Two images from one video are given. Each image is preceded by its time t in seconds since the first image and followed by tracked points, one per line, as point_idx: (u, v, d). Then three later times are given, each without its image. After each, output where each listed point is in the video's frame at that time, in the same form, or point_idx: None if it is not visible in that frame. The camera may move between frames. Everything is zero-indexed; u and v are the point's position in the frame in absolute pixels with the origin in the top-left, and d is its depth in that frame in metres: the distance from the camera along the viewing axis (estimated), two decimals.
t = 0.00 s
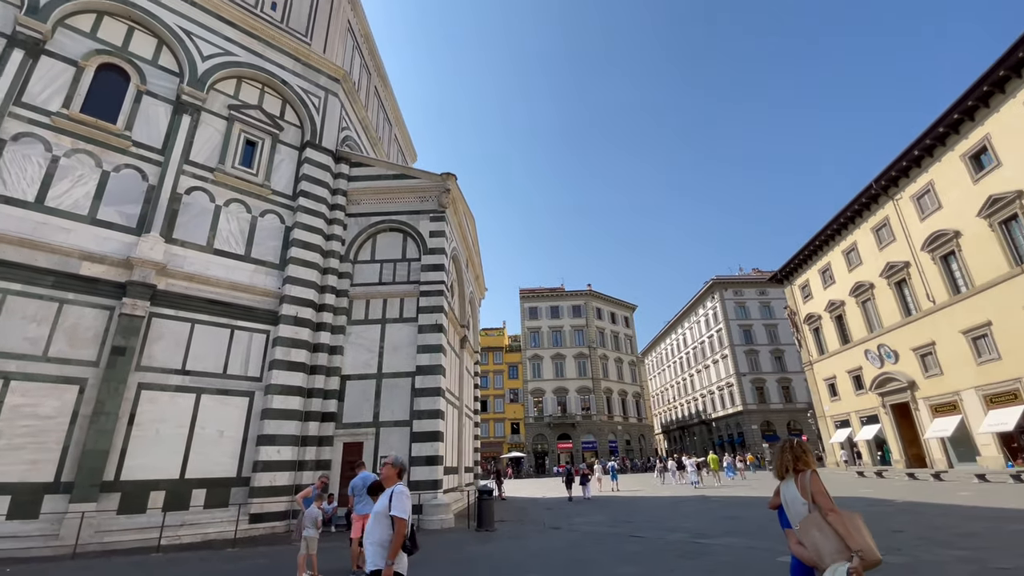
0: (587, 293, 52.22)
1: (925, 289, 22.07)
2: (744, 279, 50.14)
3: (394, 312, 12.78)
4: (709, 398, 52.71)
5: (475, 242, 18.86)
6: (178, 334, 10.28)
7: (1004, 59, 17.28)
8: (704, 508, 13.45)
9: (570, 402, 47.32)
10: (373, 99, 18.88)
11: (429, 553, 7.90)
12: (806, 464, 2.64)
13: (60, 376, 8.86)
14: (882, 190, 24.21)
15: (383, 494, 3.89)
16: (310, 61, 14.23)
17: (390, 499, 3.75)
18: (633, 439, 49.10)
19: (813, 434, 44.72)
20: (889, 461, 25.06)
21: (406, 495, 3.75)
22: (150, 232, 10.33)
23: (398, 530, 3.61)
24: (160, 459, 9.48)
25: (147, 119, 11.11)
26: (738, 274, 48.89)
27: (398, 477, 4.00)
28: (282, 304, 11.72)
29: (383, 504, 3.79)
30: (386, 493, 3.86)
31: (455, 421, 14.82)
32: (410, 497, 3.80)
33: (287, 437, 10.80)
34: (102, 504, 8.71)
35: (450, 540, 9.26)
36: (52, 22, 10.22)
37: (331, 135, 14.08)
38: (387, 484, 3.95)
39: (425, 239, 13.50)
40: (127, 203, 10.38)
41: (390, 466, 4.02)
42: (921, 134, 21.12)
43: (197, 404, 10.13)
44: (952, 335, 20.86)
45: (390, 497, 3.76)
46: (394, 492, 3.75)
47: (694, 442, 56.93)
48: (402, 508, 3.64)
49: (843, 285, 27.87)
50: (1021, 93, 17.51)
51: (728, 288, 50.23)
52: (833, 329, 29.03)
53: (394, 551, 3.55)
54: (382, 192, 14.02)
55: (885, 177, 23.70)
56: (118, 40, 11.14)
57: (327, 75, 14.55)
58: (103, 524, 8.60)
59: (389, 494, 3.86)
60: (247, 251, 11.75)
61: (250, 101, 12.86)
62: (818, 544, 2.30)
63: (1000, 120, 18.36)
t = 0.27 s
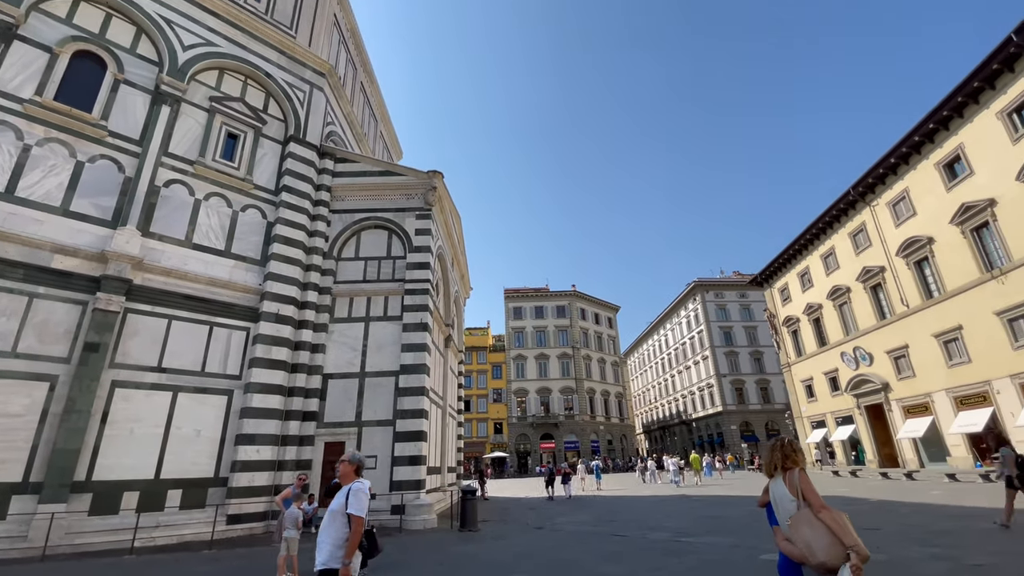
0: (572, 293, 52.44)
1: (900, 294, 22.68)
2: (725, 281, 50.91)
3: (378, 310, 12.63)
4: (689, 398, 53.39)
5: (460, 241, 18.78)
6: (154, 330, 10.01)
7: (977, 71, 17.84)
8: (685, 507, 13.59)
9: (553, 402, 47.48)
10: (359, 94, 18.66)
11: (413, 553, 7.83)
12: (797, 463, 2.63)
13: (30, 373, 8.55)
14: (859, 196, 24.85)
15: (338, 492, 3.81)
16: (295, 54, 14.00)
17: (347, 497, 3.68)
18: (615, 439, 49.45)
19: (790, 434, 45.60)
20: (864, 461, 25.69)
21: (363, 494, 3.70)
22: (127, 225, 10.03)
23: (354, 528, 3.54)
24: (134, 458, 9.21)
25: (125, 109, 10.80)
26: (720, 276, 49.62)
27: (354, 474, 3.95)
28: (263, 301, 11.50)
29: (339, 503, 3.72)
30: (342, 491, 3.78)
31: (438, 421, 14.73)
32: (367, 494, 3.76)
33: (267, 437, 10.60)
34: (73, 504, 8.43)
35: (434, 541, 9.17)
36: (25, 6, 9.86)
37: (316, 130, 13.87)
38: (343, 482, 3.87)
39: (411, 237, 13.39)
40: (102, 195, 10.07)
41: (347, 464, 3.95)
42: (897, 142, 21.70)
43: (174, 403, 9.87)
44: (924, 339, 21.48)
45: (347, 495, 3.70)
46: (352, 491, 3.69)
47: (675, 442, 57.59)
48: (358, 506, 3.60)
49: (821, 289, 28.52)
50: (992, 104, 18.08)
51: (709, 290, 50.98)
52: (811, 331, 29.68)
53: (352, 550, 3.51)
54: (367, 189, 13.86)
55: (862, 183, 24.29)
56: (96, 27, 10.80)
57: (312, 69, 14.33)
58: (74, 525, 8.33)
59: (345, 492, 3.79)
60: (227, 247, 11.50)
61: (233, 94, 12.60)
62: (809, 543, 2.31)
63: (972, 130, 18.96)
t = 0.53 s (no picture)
0: (555, 294, 52.64)
1: (874, 298, 23.33)
2: (705, 284, 51.72)
3: (361, 308, 12.48)
4: (669, 398, 54.07)
5: (445, 239, 18.70)
6: (128, 326, 9.72)
7: (951, 83, 18.44)
8: (665, 506, 13.77)
9: (535, 402, 47.61)
10: (343, 89, 18.42)
11: (395, 553, 7.75)
12: (785, 461, 2.64)
13: None
14: (835, 203, 25.54)
15: (291, 496, 3.79)
16: (279, 47, 13.75)
17: (298, 502, 3.67)
18: (596, 439, 49.75)
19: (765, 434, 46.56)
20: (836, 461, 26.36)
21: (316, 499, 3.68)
22: (100, 217, 9.71)
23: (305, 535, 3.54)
24: (105, 458, 8.93)
25: (100, 97, 10.46)
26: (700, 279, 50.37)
27: (307, 479, 3.92)
28: (242, 297, 11.26)
29: (290, 508, 3.69)
30: (294, 496, 3.76)
31: (421, 420, 14.61)
32: (319, 499, 3.76)
33: (244, 436, 10.38)
34: (40, 505, 8.13)
35: (416, 541, 9.11)
36: None
37: (299, 124, 13.65)
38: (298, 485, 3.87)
39: (395, 235, 13.26)
40: (75, 186, 9.72)
41: (301, 467, 3.93)
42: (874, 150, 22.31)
43: (147, 400, 9.60)
44: (896, 342, 22.12)
45: (299, 500, 3.68)
46: (303, 495, 3.67)
47: (654, 442, 58.28)
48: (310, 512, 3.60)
49: (798, 292, 29.20)
50: (965, 115, 18.72)
51: (689, 292, 51.73)
52: (788, 333, 30.35)
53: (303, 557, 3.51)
54: (350, 184, 13.69)
55: (839, 190, 24.92)
56: (70, 12, 10.42)
57: (296, 62, 14.10)
58: (41, 526, 8.04)
59: (297, 497, 3.76)
60: (206, 241, 11.22)
61: (213, 85, 12.30)
62: (799, 542, 2.33)
63: (945, 140, 19.60)
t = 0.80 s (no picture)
0: (537, 294, 52.77)
1: (846, 303, 24.02)
2: (683, 286, 52.55)
3: (341, 305, 12.29)
4: (646, 399, 54.77)
5: (428, 238, 18.59)
6: (99, 321, 9.40)
7: (924, 95, 19.09)
8: (643, 505, 13.94)
9: (515, 402, 47.69)
10: (326, 83, 18.14)
11: (375, 554, 7.67)
12: (770, 461, 2.70)
13: None
14: (811, 209, 26.25)
15: (234, 497, 3.65)
16: (261, 38, 13.47)
17: (241, 504, 3.55)
18: (574, 438, 49.71)
19: (739, 434, 47.55)
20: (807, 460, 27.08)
21: (260, 500, 3.56)
22: (71, 207, 9.37)
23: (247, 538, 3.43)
24: (73, 457, 8.62)
25: (73, 84, 10.07)
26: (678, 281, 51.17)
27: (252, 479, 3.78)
28: (218, 293, 10.99)
29: (232, 510, 3.56)
30: (237, 498, 3.63)
31: (400, 420, 14.50)
32: (264, 502, 3.66)
33: (219, 434, 10.14)
34: (3, 506, 7.80)
35: (395, 541, 9.03)
36: None
37: (280, 117, 13.40)
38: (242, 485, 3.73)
39: (378, 232, 13.11)
40: (45, 175, 9.35)
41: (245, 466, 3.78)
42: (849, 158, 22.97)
43: (118, 398, 9.30)
44: (867, 345, 22.83)
45: (241, 502, 3.55)
46: (247, 497, 3.56)
47: (632, 441, 58.97)
48: (253, 515, 3.49)
49: (774, 295, 29.91)
50: (936, 127, 19.41)
51: (668, 294, 52.48)
52: (763, 336, 31.05)
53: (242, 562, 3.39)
54: (331, 180, 13.49)
55: (815, 196, 25.59)
56: None
57: (278, 53, 13.83)
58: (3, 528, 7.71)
59: (240, 499, 3.64)
60: (182, 235, 10.92)
61: (192, 75, 11.98)
62: (782, 540, 2.38)
63: (916, 151, 20.29)
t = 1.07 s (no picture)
0: (518, 294, 52.85)
1: (818, 307, 24.74)
2: (661, 288, 53.32)
3: (320, 302, 12.09)
4: (623, 399, 55.40)
5: (409, 235, 18.44)
6: (66, 314, 9.06)
7: (895, 108, 19.77)
8: (620, 503, 14.09)
9: (494, 401, 47.69)
10: (308, 76, 17.83)
11: (353, 554, 7.57)
12: (751, 462, 2.74)
13: None
14: (786, 215, 26.97)
15: (179, 497, 3.52)
16: (241, 27, 13.16)
17: (186, 502, 3.43)
18: (552, 438, 50.04)
19: (713, 434, 48.48)
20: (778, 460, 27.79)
21: (208, 499, 3.47)
22: (39, 196, 9.00)
23: (192, 537, 3.33)
24: (36, 455, 8.29)
25: (43, 68, 9.66)
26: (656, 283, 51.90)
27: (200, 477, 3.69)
28: (192, 288, 10.72)
29: (177, 509, 3.44)
30: (182, 496, 3.51)
31: (379, 419, 14.35)
32: (211, 500, 3.56)
33: (191, 433, 9.89)
34: None
35: (373, 541, 8.94)
36: None
37: (260, 109, 13.13)
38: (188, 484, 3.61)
39: (358, 228, 12.93)
40: (12, 162, 8.96)
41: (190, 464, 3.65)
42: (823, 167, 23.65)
43: (86, 395, 8.98)
44: (837, 349, 23.54)
45: (188, 500, 3.45)
46: (194, 495, 3.45)
47: (608, 441, 59.57)
48: (200, 513, 3.40)
49: (748, 299, 30.61)
50: (905, 139, 20.13)
51: (646, 296, 53.21)
52: (737, 338, 31.75)
53: (184, 561, 3.29)
54: (311, 174, 13.27)
55: (790, 203, 26.29)
56: None
57: (259, 44, 13.55)
58: None
59: (186, 498, 3.53)
60: (155, 227, 10.60)
61: (168, 63, 11.63)
62: (762, 539, 2.44)
63: (887, 161, 21.02)
